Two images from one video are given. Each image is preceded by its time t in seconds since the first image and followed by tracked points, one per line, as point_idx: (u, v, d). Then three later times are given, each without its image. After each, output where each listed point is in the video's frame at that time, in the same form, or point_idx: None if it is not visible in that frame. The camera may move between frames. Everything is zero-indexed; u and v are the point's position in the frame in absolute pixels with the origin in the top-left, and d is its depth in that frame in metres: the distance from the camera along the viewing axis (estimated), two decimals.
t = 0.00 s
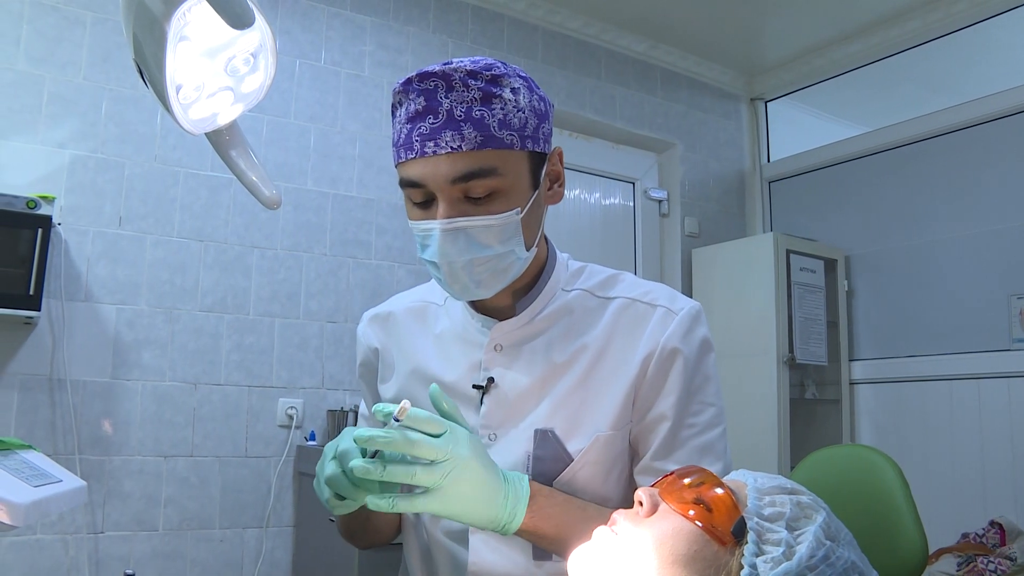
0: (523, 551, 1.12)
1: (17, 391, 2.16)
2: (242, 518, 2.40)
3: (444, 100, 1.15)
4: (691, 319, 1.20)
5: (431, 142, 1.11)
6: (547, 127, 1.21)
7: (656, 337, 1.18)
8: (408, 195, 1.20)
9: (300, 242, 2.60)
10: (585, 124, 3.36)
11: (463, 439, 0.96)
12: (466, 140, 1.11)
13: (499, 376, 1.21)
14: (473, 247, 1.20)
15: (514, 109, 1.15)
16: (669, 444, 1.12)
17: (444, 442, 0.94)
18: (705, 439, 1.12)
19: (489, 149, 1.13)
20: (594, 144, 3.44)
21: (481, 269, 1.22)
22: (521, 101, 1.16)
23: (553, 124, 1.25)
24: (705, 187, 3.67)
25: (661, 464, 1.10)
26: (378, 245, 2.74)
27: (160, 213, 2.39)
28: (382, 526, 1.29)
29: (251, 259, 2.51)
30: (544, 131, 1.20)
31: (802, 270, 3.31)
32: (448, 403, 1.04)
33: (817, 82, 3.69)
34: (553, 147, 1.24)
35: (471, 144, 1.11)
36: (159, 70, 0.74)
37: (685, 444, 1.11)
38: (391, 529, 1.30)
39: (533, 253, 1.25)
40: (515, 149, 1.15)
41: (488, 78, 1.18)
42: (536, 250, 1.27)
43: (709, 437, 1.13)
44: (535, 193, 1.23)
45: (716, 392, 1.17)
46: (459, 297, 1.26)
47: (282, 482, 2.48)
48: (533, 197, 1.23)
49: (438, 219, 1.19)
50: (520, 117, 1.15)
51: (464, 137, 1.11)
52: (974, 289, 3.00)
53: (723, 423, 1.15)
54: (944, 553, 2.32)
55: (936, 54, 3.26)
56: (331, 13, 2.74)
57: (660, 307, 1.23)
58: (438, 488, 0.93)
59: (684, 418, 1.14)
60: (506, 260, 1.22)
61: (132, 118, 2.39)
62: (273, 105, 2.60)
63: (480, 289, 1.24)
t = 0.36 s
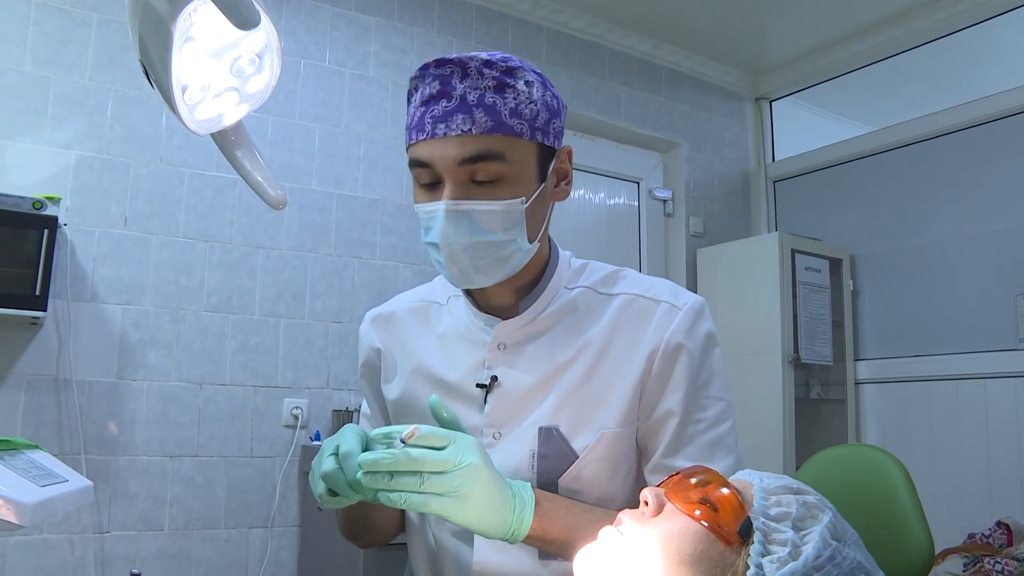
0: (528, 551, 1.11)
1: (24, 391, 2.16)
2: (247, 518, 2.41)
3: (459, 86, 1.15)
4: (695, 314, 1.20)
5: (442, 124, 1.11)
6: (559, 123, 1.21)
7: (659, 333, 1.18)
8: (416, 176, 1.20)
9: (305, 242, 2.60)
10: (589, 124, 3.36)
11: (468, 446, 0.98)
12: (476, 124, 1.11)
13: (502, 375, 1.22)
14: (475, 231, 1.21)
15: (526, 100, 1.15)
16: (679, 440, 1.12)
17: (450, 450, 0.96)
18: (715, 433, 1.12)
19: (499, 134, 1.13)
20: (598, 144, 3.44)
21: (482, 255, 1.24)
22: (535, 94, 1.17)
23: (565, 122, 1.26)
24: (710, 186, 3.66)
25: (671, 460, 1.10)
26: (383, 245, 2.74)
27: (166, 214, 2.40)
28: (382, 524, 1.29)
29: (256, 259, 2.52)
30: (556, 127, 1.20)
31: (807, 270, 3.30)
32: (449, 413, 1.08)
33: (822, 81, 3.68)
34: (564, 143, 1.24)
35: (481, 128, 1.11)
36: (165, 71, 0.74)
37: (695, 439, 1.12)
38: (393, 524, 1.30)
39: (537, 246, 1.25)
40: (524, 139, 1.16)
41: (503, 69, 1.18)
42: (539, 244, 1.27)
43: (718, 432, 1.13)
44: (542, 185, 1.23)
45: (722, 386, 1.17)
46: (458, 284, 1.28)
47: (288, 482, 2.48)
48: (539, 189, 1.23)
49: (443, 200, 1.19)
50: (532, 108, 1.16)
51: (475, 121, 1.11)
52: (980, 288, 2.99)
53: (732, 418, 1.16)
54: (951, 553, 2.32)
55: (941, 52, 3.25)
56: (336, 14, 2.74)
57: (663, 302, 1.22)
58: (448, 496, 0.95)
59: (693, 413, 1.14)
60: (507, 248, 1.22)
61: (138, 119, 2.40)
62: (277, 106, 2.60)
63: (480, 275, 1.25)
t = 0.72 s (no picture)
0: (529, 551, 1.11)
1: (28, 392, 2.17)
2: (250, 518, 2.41)
3: (526, 62, 1.19)
4: (698, 315, 1.20)
5: (515, 90, 1.15)
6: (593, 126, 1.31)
7: (661, 334, 1.18)
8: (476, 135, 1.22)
9: (307, 242, 2.60)
10: (593, 124, 3.36)
11: (453, 444, 0.99)
12: (548, 95, 1.16)
13: (504, 374, 1.22)
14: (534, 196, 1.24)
15: (579, 93, 1.24)
16: (681, 444, 1.12)
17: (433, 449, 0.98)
18: (719, 437, 1.12)
19: (565, 110, 1.19)
20: (601, 144, 3.44)
21: (538, 225, 1.25)
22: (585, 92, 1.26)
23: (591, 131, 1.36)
24: (713, 186, 3.66)
25: (672, 464, 1.10)
26: (386, 245, 2.74)
27: (169, 214, 2.40)
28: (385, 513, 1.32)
29: (259, 259, 2.52)
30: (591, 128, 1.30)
31: (810, 270, 3.30)
32: (437, 416, 1.09)
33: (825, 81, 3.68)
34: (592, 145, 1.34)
35: (553, 100, 1.16)
36: (168, 71, 0.74)
37: (698, 442, 1.12)
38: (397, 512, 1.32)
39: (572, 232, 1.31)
40: (579, 123, 1.24)
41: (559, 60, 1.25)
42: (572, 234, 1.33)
43: (722, 435, 1.13)
44: (580, 174, 1.31)
45: (725, 389, 1.17)
46: (502, 268, 1.25)
47: (291, 482, 2.48)
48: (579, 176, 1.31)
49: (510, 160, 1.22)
50: (582, 101, 1.24)
51: (547, 92, 1.16)
52: (984, 289, 2.98)
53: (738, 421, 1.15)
54: (955, 553, 2.32)
55: (945, 52, 3.25)
56: (339, 14, 2.75)
57: (667, 303, 1.22)
58: (436, 493, 0.95)
59: (697, 416, 1.14)
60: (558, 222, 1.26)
61: (141, 119, 2.40)
62: (281, 106, 2.61)
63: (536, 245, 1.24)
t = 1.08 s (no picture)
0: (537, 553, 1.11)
1: (29, 392, 2.17)
2: (252, 518, 2.41)
3: (530, 61, 1.20)
4: (709, 320, 1.19)
5: (518, 89, 1.16)
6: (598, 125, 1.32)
7: (672, 339, 1.18)
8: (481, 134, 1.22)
9: (309, 242, 2.61)
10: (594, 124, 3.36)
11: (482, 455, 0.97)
12: (551, 93, 1.17)
13: (513, 375, 1.22)
14: (539, 194, 1.24)
15: (584, 91, 1.24)
16: (688, 449, 1.12)
17: (461, 462, 0.95)
18: (725, 444, 1.11)
19: (569, 109, 1.19)
20: (602, 144, 3.44)
21: (542, 225, 1.24)
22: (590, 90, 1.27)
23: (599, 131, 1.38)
24: (714, 186, 3.66)
25: (676, 469, 1.11)
26: (387, 246, 2.75)
27: (170, 215, 2.40)
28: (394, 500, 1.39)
29: (260, 259, 2.52)
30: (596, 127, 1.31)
31: (811, 270, 3.29)
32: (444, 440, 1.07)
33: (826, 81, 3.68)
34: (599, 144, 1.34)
35: (556, 98, 1.17)
36: (169, 72, 0.74)
37: (707, 448, 1.11)
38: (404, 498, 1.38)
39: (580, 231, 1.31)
40: (584, 121, 1.24)
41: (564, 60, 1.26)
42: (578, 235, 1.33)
43: (729, 441, 1.12)
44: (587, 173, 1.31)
45: (735, 395, 1.16)
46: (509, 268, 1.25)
47: (292, 482, 2.48)
48: (585, 175, 1.30)
49: (513, 159, 1.22)
50: (588, 100, 1.25)
51: (550, 91, 1.17)
52: (985, 289, 2.98)
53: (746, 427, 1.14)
54: (956, 553, 2.31)
55: (947, 52, 3.25)
56: (340, 14, 2.75)
57: (678, 308, 1.22)
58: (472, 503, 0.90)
59: (704, 422, 1.14)
60: (562, 221, 1.25)
61: (142, 119, 2.40)
62: (282, 106, 2.61)
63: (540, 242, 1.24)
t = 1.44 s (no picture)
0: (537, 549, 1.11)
1: (31, 392, 2.17)
2: (253, 518, 2.41)
3: (533, 58, 1.21)
4: (707, 313, 1.20)
5: (515, 84, 1.16)
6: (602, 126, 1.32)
7: (671, 332, 1.18)
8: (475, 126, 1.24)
9: (310, 242, 2.61)
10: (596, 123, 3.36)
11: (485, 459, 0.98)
12: (549, 89, 1.17)
13: (512, 370, 1.21)
14: (527, 186, 1.26)
15: (586, 90, 1.24)
16: (694, 441, 1.12)
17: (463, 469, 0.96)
18: (733, 433, 1.12)
19: (566, 106, 1.19)
20: (604, 144, 3.44)
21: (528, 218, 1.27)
22: (593, 91, 1.26)
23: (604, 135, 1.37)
24: (715, 187, 3.66)
25: (685, 462, 1.11)
26: (388, 246, 2.75)
27: (171, 215, 2.40)
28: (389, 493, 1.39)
29: (262, 259, 2.52)
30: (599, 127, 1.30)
31: (813, 270, 3.29)
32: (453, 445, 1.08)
33: (827, 82, 3.68)
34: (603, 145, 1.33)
35: (553, 94, 1.17)
36: (171, 72, 0.74)
37: (712, 439, 1.12)
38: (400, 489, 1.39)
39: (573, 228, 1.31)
40: (583, 120, 1.24)
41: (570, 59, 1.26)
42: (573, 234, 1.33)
43: (736, 431, 1.13)
44: (585, 171, 1.31)
45: (738, 384, 1.17)
46: (496, 259, 1.28)
47: (293, 482, 2.48)
48: (582, 173, 1.31)
49: (505, 150, 1.24)
50: (590, 99, 1.24)
51: (547, 87, 1.17)
52: (987, 289, 2.98)
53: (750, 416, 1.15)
54: (958, 553, 2.31)
55: (949, 51, 3.24)
56: (342, 14, 2.75)
57: (675, 301, 1.22)
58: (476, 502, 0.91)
59: (710, 413, 1.14)
60: (549, 215, 1.27)
61: (143, 119, 2.41)
62: (284, 107, 2.61)
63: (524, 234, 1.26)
